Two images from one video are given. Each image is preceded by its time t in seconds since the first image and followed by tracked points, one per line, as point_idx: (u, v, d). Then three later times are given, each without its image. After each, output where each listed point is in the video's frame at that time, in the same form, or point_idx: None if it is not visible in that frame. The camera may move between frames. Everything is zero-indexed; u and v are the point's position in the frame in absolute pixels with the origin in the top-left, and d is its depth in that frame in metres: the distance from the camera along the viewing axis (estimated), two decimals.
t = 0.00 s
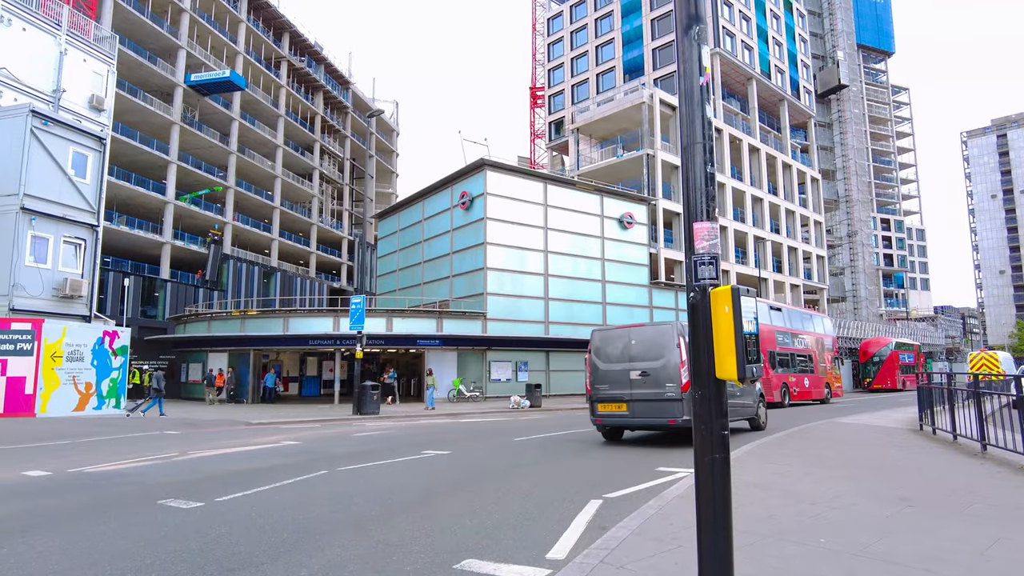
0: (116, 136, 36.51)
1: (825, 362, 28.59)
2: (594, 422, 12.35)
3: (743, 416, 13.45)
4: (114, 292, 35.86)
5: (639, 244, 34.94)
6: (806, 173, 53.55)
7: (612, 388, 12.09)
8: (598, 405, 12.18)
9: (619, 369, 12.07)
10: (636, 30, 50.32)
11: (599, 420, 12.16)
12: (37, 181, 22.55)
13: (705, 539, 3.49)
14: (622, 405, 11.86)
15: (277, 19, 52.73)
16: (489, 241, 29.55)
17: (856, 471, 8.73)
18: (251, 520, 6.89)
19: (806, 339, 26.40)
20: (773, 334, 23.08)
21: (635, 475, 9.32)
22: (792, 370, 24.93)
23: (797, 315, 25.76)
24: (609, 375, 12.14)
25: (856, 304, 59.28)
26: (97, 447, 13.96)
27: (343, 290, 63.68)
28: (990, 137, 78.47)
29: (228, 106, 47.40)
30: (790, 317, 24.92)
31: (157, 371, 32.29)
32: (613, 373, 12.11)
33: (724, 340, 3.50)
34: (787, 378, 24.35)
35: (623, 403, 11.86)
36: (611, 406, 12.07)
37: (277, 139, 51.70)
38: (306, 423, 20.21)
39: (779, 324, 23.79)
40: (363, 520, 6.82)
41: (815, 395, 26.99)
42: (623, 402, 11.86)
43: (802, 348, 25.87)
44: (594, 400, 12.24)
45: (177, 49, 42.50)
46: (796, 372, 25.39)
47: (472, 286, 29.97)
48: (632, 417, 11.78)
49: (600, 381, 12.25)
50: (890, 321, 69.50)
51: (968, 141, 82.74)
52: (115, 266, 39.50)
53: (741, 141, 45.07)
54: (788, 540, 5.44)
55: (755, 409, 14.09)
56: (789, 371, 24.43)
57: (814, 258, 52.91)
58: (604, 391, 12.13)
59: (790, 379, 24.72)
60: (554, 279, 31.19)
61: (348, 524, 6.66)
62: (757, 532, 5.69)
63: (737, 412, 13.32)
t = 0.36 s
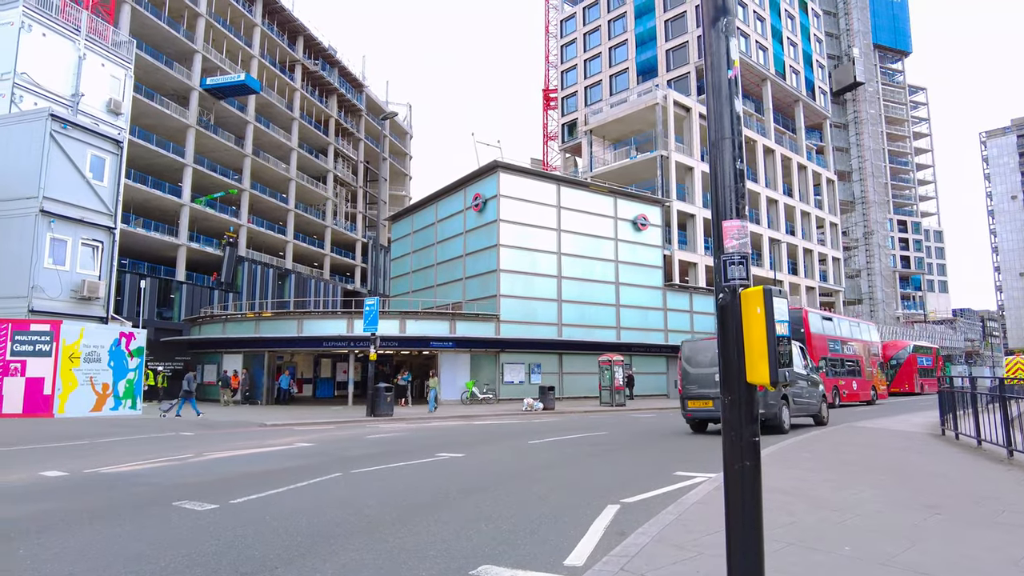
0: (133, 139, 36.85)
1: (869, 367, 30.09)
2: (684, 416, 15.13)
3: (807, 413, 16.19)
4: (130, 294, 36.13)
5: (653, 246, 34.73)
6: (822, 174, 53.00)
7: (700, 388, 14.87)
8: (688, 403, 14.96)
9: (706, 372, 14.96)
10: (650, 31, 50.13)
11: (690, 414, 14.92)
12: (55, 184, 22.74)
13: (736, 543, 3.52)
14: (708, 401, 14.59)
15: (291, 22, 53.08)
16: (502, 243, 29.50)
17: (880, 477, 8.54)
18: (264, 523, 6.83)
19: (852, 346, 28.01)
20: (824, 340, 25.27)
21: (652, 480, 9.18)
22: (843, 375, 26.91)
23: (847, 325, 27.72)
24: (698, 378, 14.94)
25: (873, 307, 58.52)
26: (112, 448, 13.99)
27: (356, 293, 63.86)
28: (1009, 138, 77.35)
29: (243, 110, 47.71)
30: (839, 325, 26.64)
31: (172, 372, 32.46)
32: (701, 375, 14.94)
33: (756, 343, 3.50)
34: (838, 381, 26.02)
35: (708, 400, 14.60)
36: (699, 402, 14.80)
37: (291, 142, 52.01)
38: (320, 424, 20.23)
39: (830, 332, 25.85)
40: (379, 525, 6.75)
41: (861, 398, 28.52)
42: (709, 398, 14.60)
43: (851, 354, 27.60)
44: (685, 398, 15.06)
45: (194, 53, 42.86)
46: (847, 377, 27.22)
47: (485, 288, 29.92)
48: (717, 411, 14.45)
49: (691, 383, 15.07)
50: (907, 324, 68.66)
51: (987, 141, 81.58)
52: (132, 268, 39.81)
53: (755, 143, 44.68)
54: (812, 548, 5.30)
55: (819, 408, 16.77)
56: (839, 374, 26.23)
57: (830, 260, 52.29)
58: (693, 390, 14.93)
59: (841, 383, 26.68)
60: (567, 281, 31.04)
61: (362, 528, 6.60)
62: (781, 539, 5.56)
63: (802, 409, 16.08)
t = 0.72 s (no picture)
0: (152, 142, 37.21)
1: (919, 368, 30.76)
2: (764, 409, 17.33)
3: (872, 409, 18.13)
4: (149, 296, 36.48)
5: (670, 245, 34.45)
6: (840, 172, 52.32)
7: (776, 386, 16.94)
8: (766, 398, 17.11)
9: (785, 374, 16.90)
10: (665, 30, 49.80)
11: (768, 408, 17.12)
12: (75, 187, 22.98)
13: (762, 550, 3.41)
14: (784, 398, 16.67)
15: (307, 25, 53.36)
16: (517, 243, 29.41)
17: (905, 480, 8.32)
18: (278, 524, 6.77)
19: (902, 349, 28.62)
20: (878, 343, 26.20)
21: (670, 481, 9.04)
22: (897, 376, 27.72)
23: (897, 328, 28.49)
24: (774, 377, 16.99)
25: (893, 307, 57.66)
26: (131, 447, 14.05)
27: (373, 293, 64.13)
28: None
29: (260, 112, 48.01)
30: (890, 329, 27.38)
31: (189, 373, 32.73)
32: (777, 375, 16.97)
33: (784, 339, 3.40)
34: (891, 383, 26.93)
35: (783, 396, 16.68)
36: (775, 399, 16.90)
37: (308, 144, 52.31)
38: (336, 424, 20.26)
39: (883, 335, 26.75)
40: (393, 526, 6.66)
41: (913, 398, 29.07)
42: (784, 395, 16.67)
43: (902, 356, 28.37)
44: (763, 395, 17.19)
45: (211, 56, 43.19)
46: (899, 379, 27.99)
47: (500, 288, 29.82)
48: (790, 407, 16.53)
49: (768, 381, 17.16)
50: (928, 324, 67.64)
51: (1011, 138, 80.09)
52: (151, 270, 40.22)
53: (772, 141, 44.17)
54: (837, 552, 5.14)
55: (881, 403, 18.71)
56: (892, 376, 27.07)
57: (848, 259, 51.58)
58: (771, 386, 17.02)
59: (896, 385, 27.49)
60: (583, 281, 30.88)
61: (377, 530, 6.51)
62: (804, 544, 5.41)
63: (867, 405, 18.01)
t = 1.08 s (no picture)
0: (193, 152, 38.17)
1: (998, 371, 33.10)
2: (860, 409, 18.33)
3: (963, 408, 18.86)
4: (192, 302, 37.41)
5: (706, 245, 33.88)
6: (882, 168, 50.83)
7: (871, 388, 17.79)
8: (863, 399, 18.08)
9: (875, 376, 17.82)
10: (698, 28, 49.16)
11: (866, 409, 18.10)
12: (120, 196, 23.63)
13: (800, 565, 3.24)
14: (878, 399, 17.62)
15: (341, 34, 54.19)
16: (550, 246, 29.27)
17: (958, 488, 7.91)
18: (310, 528, 6.77)
19: (979, 351, 31.24)
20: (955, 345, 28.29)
21: (708, 488, 8.78)
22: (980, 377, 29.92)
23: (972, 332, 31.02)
24: (869, 380, 17.81)
25: (941, 306, 55.70)
26: (174, 450, 14.37)
27: (408, 297, 64.66)
28: None
29: (296, 120, 48.87)
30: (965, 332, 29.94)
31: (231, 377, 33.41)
32: (871, 378, 17.81)
33: (821, 339, 3.23)
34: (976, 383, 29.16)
35: (876, 398, 17.65)
36: (873, 400, 17.82)
37: (343, 151, 53.09)
38: (371, 427, 20.41)
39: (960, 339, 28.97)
40: (424, 531, 6.59)
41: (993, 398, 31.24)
42: (877, 398, 17.64)
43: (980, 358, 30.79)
44: (858, 396, 18.15)
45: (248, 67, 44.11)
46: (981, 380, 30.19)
47: (533, 291, 29.70)
48: (886, 407, 17.44)
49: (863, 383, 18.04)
50: (979, 324, 65.17)
51: None
52: (193, 276, 41.24)
53: (810, 138, 43.14)
54: (886, 566, 4.87)
55: (970, 402, 19.42)
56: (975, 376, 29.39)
57: (892, 258, 50.02)
58: (866, 389, 17.92)
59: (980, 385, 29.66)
60: (617, 283, 30.56)
61: (407, 535, 6.45)
62: (849, 556, 5.16)
63: (958, 404, 18.76)
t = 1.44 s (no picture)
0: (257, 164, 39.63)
1: None
2: (987, 414, 18.26)
3: None
4: (258, 309, 38.83)
5: (768, 245, 32.96)
6: (955, 161, 48.33)
7: (1002, 393, 17.74)
8: (991, 403, 18.05)
9: (1004, 382, 17.83)
10: (754, 23, 47.97)
11: (994, 413, 18.03)
12: (189, 208, 24.73)
13: None
14: (1010, 403, 17.58)
15: (396, 45, 55.31)
16: (605, 248, 29.05)
17: None
18: (372, 529, 6.89)
19: None
20: None
21: (773, 494, 8.52)
22: None
23: None
24: (999, 385, 17.80)
25: None
26: (242, 451, 14.92)
27: (464, 302, 65.18)
28: None
29: (354, 131, 50.11)
30: None
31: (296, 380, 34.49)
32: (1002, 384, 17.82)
33: (893, 340, 3.09)
34: None
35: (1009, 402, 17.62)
36: (1002, 404, 17.80)
37: (399, 159, 54.12)
38: (429, 431, 20.65)
39: None
40: (481, 535, 6.62)
41: None
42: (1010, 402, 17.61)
43: None
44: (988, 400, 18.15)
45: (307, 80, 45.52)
46: None
47: (588, 294, 29.51)
48: (1019, 411, 17.47)
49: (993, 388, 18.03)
50: None
51: None
52: (259, 284, 42.79)
53: (876, 132, 41.43)
54: None
55: None
56: None
57: (969, 255, 47.42)
58: (997, 392, 17.91)
59: None
60: (674, 285, 30.03)
61: (467, 538, 6.49)
62: (929, 570, 4.89)
63: None
